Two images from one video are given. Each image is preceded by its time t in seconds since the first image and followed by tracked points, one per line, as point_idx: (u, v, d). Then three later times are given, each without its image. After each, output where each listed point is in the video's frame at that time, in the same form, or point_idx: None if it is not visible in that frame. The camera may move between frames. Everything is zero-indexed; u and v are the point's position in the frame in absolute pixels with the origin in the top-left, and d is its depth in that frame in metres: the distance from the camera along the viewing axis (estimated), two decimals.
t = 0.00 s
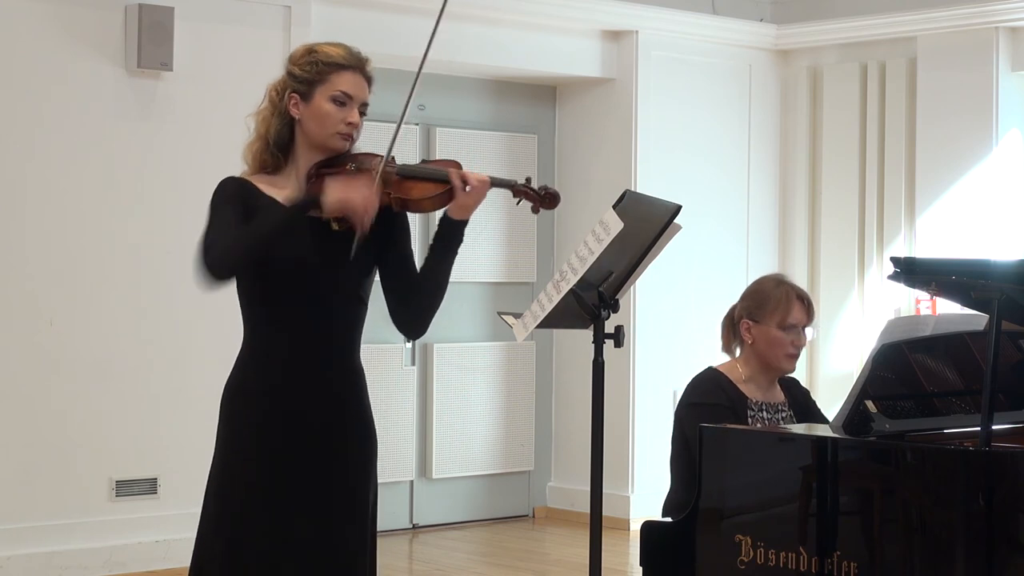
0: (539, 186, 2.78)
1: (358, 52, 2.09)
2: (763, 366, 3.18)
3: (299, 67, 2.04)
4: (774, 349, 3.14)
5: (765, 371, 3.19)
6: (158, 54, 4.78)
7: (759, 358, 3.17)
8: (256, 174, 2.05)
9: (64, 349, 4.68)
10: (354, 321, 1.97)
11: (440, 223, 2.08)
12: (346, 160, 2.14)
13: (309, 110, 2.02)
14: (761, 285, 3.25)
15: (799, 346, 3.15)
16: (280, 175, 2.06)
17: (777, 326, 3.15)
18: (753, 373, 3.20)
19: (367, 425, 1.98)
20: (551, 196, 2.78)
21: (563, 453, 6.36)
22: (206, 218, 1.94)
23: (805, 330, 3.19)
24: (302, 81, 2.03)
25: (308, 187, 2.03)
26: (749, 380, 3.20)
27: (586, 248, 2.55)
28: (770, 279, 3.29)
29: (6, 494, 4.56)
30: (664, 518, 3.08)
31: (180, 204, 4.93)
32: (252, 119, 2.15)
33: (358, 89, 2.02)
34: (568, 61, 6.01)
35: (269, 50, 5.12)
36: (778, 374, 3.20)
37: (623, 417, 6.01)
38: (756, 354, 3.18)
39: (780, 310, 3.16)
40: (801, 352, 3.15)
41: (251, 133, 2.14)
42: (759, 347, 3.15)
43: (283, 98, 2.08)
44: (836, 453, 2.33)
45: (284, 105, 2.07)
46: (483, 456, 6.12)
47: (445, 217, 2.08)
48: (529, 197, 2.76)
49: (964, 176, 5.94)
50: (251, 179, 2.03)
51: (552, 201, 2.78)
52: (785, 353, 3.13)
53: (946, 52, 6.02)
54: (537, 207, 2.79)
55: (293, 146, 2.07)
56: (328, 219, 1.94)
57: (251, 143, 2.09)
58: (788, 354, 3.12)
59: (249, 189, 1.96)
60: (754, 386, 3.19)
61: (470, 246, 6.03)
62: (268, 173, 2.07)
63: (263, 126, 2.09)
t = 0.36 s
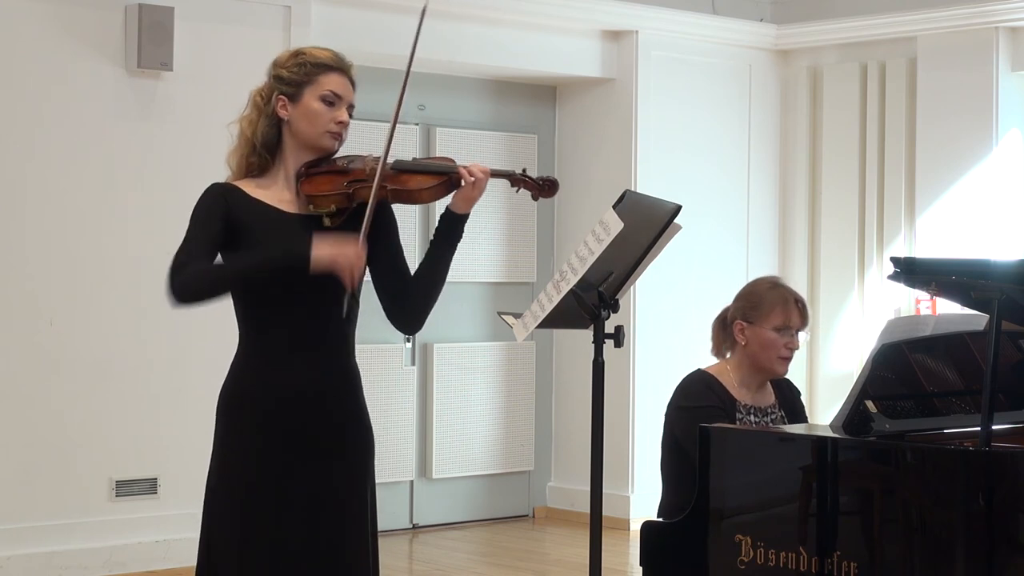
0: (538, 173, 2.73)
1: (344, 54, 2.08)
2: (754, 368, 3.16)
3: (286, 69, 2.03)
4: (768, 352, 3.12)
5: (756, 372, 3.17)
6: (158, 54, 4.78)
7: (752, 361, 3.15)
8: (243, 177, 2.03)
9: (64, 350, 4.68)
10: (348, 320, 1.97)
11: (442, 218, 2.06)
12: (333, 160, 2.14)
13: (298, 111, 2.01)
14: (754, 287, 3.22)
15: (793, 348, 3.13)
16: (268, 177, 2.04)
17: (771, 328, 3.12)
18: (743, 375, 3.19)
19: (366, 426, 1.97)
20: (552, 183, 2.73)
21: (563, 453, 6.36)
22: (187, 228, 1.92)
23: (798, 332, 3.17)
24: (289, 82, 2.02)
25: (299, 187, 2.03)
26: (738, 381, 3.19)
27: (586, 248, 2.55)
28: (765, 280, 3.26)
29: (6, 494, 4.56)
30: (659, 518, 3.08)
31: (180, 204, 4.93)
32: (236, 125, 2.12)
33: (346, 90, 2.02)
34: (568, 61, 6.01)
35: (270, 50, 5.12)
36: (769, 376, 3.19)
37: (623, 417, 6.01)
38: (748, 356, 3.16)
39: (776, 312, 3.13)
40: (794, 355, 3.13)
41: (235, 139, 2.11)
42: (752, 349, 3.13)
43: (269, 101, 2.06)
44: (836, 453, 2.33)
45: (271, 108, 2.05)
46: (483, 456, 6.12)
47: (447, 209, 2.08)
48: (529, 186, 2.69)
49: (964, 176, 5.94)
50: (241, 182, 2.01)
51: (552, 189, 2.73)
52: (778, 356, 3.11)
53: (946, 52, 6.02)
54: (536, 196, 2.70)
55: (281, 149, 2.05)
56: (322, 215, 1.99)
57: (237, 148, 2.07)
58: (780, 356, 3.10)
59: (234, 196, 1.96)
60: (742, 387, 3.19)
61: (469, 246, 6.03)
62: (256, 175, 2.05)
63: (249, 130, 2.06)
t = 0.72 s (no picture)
0: (549, 171, 2.69)
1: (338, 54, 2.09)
2: (738, 360, 3.17)
3: (282, 68, 2.03)
4: (752, 345, 3.12)
5: (741, 365, 3.18)
6: (158, 54, 4.78)
7: (738, 355, 3.16)
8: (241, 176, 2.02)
9: (64, 350, 4.68)
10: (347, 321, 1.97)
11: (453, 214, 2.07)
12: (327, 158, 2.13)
13: (297, 110, 2.01)
14: (734, 280, 3.23)
15: (777, 340, 3.13)
16: (265, 176, 2.03)
17: (754, 322, 3.13)
18: (729, 368, 3.19)
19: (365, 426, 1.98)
20: (563, 179, 2.70)
21: (563, 453, 6.36)
22: (187, 234, 1.93)
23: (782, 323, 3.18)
24: (286, 81, 2.01)
25: (298, 184, 2.03)
26: (727, 374, 3.20)
27: (586, 248, 2.55)
28: (745, 272, 3.26)
29: (5, 494, 4.56)
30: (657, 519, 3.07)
31: (180, 204, 4.93)
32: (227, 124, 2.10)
33: (343, 89, 2.03)
34: (568, 61, 6.01)
35: (270, 50, 5.12)
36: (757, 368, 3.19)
37: (623, 417, 6.01)
38: (733, 350, 3.17)
39: (757, 305, 3.15)
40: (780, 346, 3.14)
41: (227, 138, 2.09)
42: (735, 342, 3.15)
43: (264, 101, 2.05)
44: (835, 453, 2.33)
45: (267, 107, 2.04)
46: (483, 456, 6.11)
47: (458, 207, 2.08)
48: (539, 182, 2.67)
49: (964, 176, 5.94)
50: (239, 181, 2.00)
51: (564, 185, 2.70)
52: (762, 348, 3.12)
53: (946, 52, 6.01)
54: (546, 193, 2.70)
55: (277, 147, 2.04)
56: (327, 210, 2.00)
57: (232, 147, 2.05)
58: (765, 348, 3.11)
59: (235, 196, 1.94)
60: (732, 380, 3.20)
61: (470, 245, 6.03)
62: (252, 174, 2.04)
63: (244, 129, 2.05)
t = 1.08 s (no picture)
0: (547, 179, 2.65)
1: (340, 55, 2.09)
2: (746, 358, 3.17)
3: (285, 68, 2.02)
4: (757, 340, 3.13)
5: (749, 363, 3.18)
6: (158, 54, 4.78)
7: (744, 352, 3.16)
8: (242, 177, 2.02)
9: (64, 349, 4.68)
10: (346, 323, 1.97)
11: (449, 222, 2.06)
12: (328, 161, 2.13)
13: (299, 110, 2.01)
14: (737, 279, 3.24)
15: (781, 334, 3.15)
16: (267, 177, 2.03)
17: (758, 317, 3.15)
18: (737, 367, 3.19)
19: (366, 426, 1.98)
20: (562, 189, 2.67)
21: (563, 453, 6.36)
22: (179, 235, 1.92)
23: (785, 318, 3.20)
24: (289, 81, 2.01)
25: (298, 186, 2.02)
26: (734, 373, 3.20)
27: (586, 248, 2.55)
28: (747, 270, 3.28)
29: (5, 494, 4.56)
30: (658, 518, 3.08)
31: (180, 204, 4.93)
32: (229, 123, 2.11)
33: (346, 90, 2.03)
34: (568, 61, 6.01)
35: (270, 50, 5.12)
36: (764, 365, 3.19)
37: (623, 417, 6.01)
38: (739, 348, 3.17)
39: (759, 300, 3.16)
40: (785, 340, 3.15)
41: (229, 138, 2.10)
42: (741, 339, 3.15)
43: (266, 100, 2.05)
44: (835, 453, 2.33)
45: (269, 107, 2.04)
46: (483, 456, 6.12)
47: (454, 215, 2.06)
48: (538, 190, 2.64)
49: (964, 177, 5.95)
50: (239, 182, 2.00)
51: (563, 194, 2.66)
52: (768, 343, 3.13)
53: (946, 52, 6.02)
54: (545, 202, 2.65)
55: (279, 149, 2.04)
56: (325, 214, 1.97)
57: (234, 146, 2.06)
58: (771, 343, 3.12)
59: (235, 197, 1.95)
60: (738, 378, 3.20)
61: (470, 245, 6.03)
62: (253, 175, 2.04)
63: (246, 129, 2.05)
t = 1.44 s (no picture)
0: (522, 197, 2.73)
1: (347, 55, 2.07)
2: (758, 366, 3.17)
3: (287, 67, 2.02)
4: (771, 348, 3.14)
5: (761, 372, 3.17)
6: (158, 54, 4.78)
7: (756, 360, 3.16)
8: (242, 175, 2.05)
9: (65, 349, 4.68)
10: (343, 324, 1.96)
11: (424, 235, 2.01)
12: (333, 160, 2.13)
13: (297, 112, 2.00)
14: (753, 287, 3.25)
15: (796, 344, 3.15)
16: (268, 175, 2.05)
17: (772, 325, 3.15)
18: (748, 375, 3.19)
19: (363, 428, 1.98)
20: (534, 208, 2.74)
21: (563, 453, 6.36)
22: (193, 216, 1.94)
23: (801, 329, 3.20)
24: (289, 81, 2.01)
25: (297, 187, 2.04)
26: (745, 381, 3.19)
27: (586, 248, 2.55)
28: (764, 280, 3.29)
29: (5, 494, 4.56)
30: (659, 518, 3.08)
31: (180, 204, 4.93)
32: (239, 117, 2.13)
33: (345, 94, 2.00)
34: (568, 61, 6.01)
35: (270, 50, 5.12)
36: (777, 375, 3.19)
37: (623, 418, 6.01)
38: (752, 356, 3.17)
39: (774, 309, 3.16)
40: (799, 350, 3.15)
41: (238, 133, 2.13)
42: (754, 347, 3.15)
43: (271, 98, 2.06)
44: (835, 453, 2.33)
45: (272, 106, 2.05)
46: (483, 456, 6.11)
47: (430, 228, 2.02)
48: (512, 209, 2.72)
49: (964, 176, 5.95)
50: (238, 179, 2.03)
51: (534, 213, 2.74)
52: (782, 352, 3.13)
53: (946, 52, 6.02)
54: (519, 220, 2.72)
55: (281, 148, 2.06)
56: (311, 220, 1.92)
57: (239, 143, 2.08)
58: (785, 351, 3.13)
59: (233, 195, 1.96)
60: (750, 387, 3.19)
61: (469, 247, 6.03)
62: (255, 173, 2.06)
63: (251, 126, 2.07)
